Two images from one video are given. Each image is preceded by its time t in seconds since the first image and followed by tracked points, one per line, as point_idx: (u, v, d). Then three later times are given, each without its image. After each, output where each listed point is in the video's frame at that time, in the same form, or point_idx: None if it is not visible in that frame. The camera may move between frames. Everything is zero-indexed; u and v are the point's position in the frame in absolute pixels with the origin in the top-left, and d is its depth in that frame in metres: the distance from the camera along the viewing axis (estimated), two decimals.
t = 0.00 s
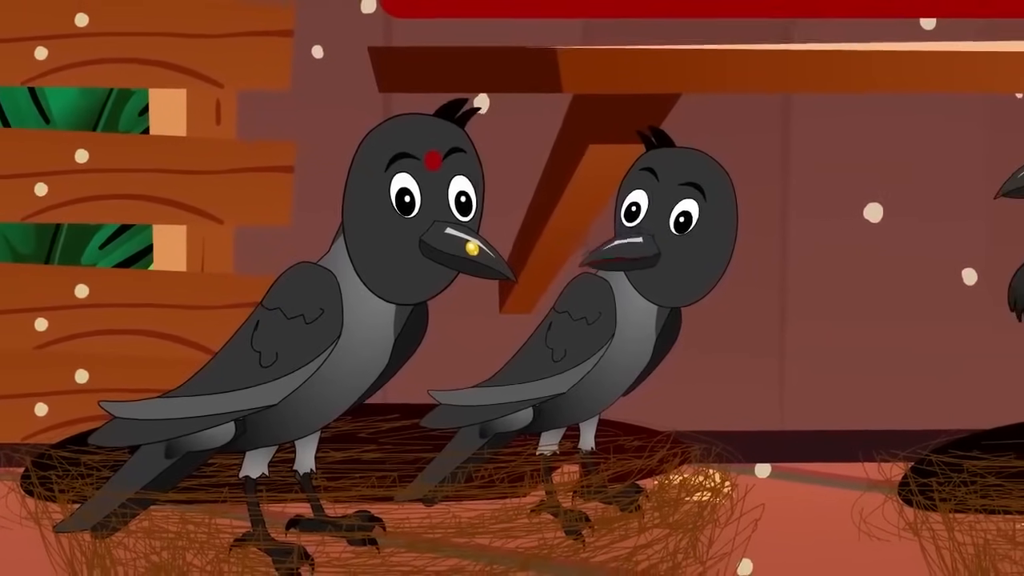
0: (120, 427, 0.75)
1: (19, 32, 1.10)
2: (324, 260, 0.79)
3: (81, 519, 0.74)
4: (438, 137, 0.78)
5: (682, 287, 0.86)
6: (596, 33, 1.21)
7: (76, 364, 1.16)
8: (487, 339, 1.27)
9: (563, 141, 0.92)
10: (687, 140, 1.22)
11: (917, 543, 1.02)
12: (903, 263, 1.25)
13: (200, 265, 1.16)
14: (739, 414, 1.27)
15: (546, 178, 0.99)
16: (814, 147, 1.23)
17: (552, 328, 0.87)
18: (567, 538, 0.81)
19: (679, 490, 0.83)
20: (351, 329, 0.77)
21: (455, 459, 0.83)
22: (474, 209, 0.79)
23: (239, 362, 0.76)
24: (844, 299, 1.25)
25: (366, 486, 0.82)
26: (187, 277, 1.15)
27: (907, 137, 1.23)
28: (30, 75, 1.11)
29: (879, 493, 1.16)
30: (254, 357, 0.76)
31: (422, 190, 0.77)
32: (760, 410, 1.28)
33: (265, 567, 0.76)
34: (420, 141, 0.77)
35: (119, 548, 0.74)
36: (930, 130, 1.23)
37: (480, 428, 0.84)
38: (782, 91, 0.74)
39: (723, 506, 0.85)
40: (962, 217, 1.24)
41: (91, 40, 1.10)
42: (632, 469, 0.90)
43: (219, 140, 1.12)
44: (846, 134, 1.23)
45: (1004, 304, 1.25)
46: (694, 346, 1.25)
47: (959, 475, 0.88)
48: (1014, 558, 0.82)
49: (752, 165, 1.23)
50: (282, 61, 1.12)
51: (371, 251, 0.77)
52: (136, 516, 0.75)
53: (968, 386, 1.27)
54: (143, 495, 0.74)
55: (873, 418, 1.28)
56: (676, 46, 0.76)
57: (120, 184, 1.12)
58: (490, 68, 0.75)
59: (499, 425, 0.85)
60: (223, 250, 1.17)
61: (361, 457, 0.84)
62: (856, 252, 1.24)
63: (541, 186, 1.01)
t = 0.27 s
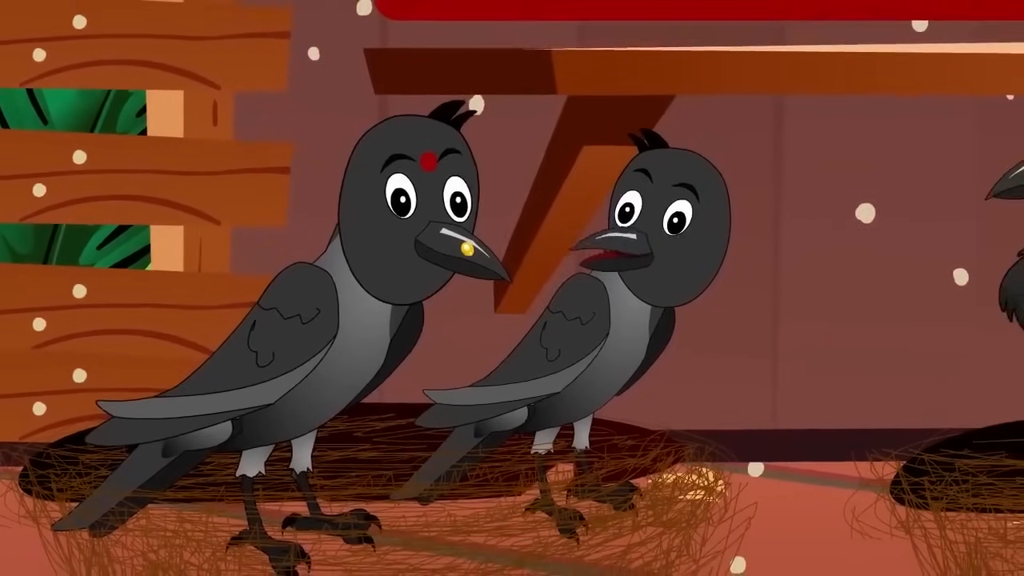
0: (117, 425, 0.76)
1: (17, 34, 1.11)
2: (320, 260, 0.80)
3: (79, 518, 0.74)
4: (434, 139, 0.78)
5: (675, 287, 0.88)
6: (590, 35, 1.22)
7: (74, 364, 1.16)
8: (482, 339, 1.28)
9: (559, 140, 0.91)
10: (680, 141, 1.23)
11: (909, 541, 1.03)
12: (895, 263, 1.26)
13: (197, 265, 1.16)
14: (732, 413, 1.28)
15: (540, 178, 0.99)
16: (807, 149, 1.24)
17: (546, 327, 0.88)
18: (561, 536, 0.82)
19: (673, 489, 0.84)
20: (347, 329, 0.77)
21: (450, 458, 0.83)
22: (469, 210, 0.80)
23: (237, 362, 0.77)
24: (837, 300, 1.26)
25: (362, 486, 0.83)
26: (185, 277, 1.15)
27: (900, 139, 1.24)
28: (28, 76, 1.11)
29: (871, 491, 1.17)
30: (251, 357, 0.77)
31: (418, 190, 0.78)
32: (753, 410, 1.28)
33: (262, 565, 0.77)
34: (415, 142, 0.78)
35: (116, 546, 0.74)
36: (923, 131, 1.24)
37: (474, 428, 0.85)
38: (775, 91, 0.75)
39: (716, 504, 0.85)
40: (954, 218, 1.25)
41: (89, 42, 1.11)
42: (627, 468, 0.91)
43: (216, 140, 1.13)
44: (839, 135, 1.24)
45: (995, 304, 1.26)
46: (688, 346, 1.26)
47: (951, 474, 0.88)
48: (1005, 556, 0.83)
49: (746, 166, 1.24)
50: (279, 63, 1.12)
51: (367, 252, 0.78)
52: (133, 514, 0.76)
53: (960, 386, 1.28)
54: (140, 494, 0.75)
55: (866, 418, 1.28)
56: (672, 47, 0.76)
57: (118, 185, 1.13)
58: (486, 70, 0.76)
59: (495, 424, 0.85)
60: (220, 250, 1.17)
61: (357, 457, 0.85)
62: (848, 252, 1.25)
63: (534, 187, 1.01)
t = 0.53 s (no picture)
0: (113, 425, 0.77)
1: (15, 36, 1.11)
2: (315, 260, 0.81)
3: (76, 517, 0.75)
4: (429, 141, 0.79)
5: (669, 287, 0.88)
6: (585, 37, 1.22)
7: (71, 363, 1.17)
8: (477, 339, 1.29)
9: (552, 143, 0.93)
10: (674, 142, 1.24)
11: (901, 539, 1.04)
12: (887, 264, 1.26)
13: (194, 264, 1.17)
14: (726, 412, 1.29)
15: (534, 180, 1.00)
16: (800, 150, 1.25)
17: (541, 327, 0.89)
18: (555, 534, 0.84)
19: (666, 487, 0.85)
20: (343, 329, 0.78)
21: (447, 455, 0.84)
22: (464, 211, 0.81)
23: (234, 362, 0.78)
24: (830, 300, 1.27)
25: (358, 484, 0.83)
26: (182, 278, 1.16)
27: (891, 140, 1.25)
28: (27, 78, 1.12)
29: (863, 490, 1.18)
30: (248, 357, 0.78)
31: (413, 191, 0.79)
32: (747, 409, 1.29)
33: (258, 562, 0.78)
34: (410, 143, 0.79)
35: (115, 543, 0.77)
36: (914, 133, 1.25)
37: (469, 425, 0.85)
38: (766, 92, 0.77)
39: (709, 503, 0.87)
40: (946, 219, 1.26)
41: (88, 44, 1.11)
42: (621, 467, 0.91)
43: (213, 141, 1.13)
44: (831, 136, 1.25)
45: (986, 304, 1.27)
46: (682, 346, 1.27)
47: (942, 472, 0.89)
48: (996, 553, 0.83)
49: (738, 168, 1.25)
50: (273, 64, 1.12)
51: (362, 252, 0.78)
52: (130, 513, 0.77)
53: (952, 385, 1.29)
54: (137, 493, 0.76)
55: (858, 417, 1.29)
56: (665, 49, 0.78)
57: (118, 186, 1.13)
58: (481, 72, 0.76)
59: (489, 423, 0.86)
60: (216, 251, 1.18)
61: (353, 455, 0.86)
62: (841, 253, 1.26)
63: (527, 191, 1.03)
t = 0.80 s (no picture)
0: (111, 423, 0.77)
1: (13, 38, 1.12)
2: (311, 261, 0.81)
3: (74, 516, 0.76)
4: (424, 142, 0.80)
5: (663, 287, 0.89)
6: (579, 39, 1.23)
7: (69, 363, 1.17)
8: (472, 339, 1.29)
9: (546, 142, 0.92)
10: (668, 143, 1.25)
11: (892, 537, 1.05)
12: (879, 264, 1.27)
13: (191, 264, 1.17)
14: (719, 412, 1.30)
15: (528, 184, 1.01)
16: (792, 152, 1.26)
17: (535, 327, 0.89)
18: (549, 531, 0.86)
19: (660, 486, 0.86)
20: (339, 329, 0.78)
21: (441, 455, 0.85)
22: (459, 212, 0.81)
23: (229, 361, 0.78)
24: (822, 300, 1.28)
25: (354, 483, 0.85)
26: (178, 278, 1.16)
27: (883, 142, 1.26)
28: (26, 79, 1.12)
29: (855, 489, 1.19)
30: (244, 356, 0.78)
31: (408, 192, 0.80)
32: (740, 409, 1.30)
33: (253, 560, 0.79)
34: (405, 145, 0.80)
35: (112, 542, 0.78)
36: (906, 134, 1.26)
37: (463, 424, 0.86)
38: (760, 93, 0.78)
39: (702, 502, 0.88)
40: (937, 220, 1.27)
41: (86, 46, 1.12)
42: (615, 465, 0.94)
43: (209, 143, 1.14)
44: (823, 138, 1.26)
45: (977, 304, 1.28)
46: (675, 346, 1.28)
47: (933, 471, 0.90)
48: (987, 552, 0.84)
49: (732, 169, 1.26)
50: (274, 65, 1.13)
51: (359, 253, 0.79)
52: (127, 511, 0.77)
53: (943, 385, 1.30)
54: (134, 492, 0.77)
55: (851, 417, 1.30)
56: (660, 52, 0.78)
57: (116, 186, 1.13)
58: (476, 74, 0.77)
59: (483, 422, 0.86)
60: (213, 250, 1.18)
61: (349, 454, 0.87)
62: (833, 253, 1.27)
63: (522, 194, 1.04)
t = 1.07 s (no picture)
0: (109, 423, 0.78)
1: (11, 40, 1.12)
2: (308, 261, 0.82)
3: (72, 514, 0.77)
4: (419, 143, 0.81)
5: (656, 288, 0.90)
6: (574, 40, 1.24)
7: (67, 363, 1.17)
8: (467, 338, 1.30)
9: (540, 146, 0.94)
10: (662, 144, 1.26)
11: (885, 536, 1.06)
12: (872, 265, 1.28)
13: (188, 264, 1.17)
14: (713, 411, 1.31)
15: (523, 184, 1.02)
16: (786, 153, 1.27)
17: (529, 327, 0.90)
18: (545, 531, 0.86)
19: (654, 485, 0.87)
20: (335, 329, 0.79)
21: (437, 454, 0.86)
22: (454, 212, 0.82)
23: (226, 361, 0.79)
24: (817, 300, 1.29)
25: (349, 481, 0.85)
26: (176, 278, 1.17)
27: (875, 143, 1.27)
28: (24, 81, 1.13)
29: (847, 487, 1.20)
30: (240, 355, 0.79)
31: (404, 193, 0.80)
32: (734, 408, 1.31)
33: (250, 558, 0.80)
34: (401, 145, 0.80)
35: (109, 540, 0.77)
36: (897, 135, 1.27)
37: (458, 424, 0.87)
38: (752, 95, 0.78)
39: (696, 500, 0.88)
40: (929, 220, 1.28)
41: (84, 48, 1.12)
42: (608, 464, 0.93)
43: (207, 144, 1.14)
44: (816, 139, 1.27)
45: (968, 304, 1.29)
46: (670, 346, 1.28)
47: (924, 469, 0.91)
48: (978, 550, 0.85)
49: (726, 170, 1.27)
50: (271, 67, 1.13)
51: (355, 253, 0.80)
52: (125, 509, 0.78)
53: (936, 385, 1.31)
54: (133, 490, 0.77)
55: (844, 416, 1.31)
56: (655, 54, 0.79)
57: (115, 187, 1.14)
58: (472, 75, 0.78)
59: (478, 420, 0.87)
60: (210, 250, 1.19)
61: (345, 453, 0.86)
62: (826, 253, 1.28)
63: (516, 195, 1.04)
